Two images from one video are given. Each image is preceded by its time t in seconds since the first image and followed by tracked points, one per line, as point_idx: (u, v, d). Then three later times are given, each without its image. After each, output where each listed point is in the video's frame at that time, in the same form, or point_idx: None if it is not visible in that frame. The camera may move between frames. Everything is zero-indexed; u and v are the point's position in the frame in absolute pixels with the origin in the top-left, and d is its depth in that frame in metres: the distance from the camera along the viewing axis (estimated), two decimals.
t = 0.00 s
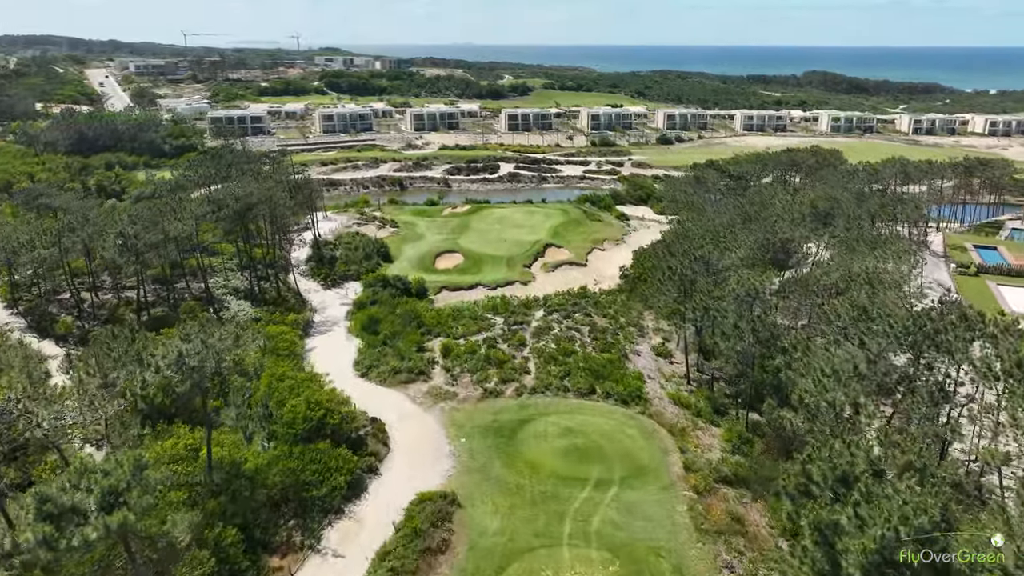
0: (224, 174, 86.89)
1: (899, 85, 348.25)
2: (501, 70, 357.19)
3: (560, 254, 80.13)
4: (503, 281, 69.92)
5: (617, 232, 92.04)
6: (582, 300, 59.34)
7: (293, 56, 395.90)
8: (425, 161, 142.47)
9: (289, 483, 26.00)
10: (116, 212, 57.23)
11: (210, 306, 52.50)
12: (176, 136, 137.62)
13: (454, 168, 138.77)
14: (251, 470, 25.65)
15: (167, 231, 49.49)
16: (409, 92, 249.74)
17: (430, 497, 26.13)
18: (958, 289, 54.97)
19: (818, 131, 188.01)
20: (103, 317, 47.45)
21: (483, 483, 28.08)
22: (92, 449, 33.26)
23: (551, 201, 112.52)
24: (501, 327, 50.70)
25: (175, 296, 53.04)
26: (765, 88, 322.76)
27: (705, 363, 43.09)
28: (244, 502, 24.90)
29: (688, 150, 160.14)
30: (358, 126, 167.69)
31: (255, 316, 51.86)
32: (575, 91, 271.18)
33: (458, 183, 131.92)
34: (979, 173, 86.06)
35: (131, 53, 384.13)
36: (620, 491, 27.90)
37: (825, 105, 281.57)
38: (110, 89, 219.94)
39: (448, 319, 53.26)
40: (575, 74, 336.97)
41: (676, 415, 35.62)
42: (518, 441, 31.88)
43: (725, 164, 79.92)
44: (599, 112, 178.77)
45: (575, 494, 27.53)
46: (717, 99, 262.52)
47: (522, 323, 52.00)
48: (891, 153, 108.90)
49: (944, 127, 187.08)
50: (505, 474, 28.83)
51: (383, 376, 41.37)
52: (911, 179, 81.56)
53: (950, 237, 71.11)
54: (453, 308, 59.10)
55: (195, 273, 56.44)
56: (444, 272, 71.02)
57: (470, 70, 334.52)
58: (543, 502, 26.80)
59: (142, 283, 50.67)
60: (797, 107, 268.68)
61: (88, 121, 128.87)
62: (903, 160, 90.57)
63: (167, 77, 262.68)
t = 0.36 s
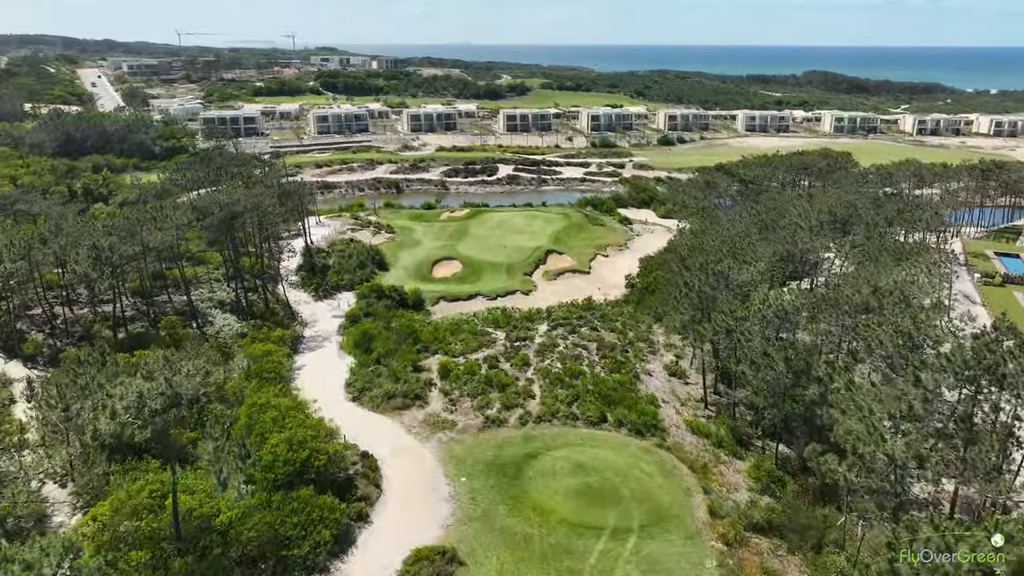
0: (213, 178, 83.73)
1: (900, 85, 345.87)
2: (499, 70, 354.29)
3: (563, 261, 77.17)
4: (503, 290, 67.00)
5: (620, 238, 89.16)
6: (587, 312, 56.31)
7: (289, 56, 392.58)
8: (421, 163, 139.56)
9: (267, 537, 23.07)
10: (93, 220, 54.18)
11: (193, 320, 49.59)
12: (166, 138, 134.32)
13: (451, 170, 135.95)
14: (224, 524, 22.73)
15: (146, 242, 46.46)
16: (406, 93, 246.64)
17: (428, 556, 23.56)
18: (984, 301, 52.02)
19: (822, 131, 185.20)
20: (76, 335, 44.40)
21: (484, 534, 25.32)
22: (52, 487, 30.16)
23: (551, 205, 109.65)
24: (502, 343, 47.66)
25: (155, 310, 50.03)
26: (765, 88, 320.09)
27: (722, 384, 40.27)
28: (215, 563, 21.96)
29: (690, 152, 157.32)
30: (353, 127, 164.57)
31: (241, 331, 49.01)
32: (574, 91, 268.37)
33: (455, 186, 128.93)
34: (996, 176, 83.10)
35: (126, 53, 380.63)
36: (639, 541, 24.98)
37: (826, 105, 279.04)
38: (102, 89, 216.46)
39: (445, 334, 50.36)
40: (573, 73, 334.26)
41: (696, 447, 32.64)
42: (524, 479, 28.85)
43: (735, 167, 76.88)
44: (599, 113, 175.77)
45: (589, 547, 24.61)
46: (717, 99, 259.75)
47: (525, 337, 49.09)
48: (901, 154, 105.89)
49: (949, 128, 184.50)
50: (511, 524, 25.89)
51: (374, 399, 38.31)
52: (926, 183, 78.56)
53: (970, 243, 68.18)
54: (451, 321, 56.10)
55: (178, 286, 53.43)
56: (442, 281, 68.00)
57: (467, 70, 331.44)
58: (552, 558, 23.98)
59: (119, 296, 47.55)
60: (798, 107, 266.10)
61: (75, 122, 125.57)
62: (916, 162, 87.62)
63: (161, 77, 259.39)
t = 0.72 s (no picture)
0: (201, 182, 80.46)
1: (899, 85, 344.04)
2: (496, 70, 351.55)
3: (565, 269, 74.21)
4: (504, 301, 64.05)
5: (623, 243, 86.45)
6: (594, 326, 53.26)
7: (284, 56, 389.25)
8: (418, 165, 136.74)
9: None
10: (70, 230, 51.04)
11: (175, 337, 46.63)
12: (157, 140, 131.04)
13: (449, 173, 133.50)
14: None
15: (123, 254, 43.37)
16: (403, 93, 243.82)
17: None
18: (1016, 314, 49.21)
19: (824, 133, 182.74)
20: (47, 355, 41.31)
21: None
22: (8, 534, 27.09)
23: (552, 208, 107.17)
24: (504, 361, 44.61)
25: (134, 325, 46.96)
26: (764, 88, 317.95)
27: (745, 409, 37.26)
28: None
29: (691, 154, 154.84)
30: (349, 128, 161.57)
31: (226, 349, 46.11)
32: (572, 91, 265.76)
33: (454, 189, 125.91)
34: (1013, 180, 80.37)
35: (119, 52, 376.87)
36: None
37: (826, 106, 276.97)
38: (93, 90, 212.64)
39: (444, 350, 47.48)
40: (571, 74, 332.32)
41: (720, 484, 29.76)
42: (532, 527, 25.93)
43: (744, 172, 73.97)
44: (599, 114, 173.08)
45: None
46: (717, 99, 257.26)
47: (528, 353, 46.21)
48: (912, 157, 103.19)
49: (953, 129, 182.16)
50: None
51: (367, 426, 35.41)
52: (942, 187, 75.79)
53: (990, 251, 65.44)
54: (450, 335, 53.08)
55: (160, 299, 50.40)
56: (440, 291, 64.96)
57: (464, 70, 328.42)
58: None
59: (95, 313, 44.47)
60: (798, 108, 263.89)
61: (63, 122, 121.97)
62: (930, 165, 84.87)
63: (154, 77, 256.02)
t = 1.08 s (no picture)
0: (189, 187, 77.13)
1: (898, 85, 342.29)
2: (493, 70, 348.83)
3: (570, 278, 71.12)
4: (507, 313, 60.96)
5: (628, 250, 83.50)
6: (602, 342, 50.11)
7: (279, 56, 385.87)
8: (415, 168, 133.69)
9: None
10: (42, 241, 47.80)
11: (154, 357, 43.48)
12: (146, 142, 127.57)
13: (447, 175, 131.01)
14: None
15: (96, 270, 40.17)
16: (399, 93, 240.65)
17: None
18: None
19: (827, 134, 180.14)
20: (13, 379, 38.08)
21: None
22: None
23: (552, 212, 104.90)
24: (510, 382, 41.56)
25: (111, 345, 43.80)
26: (763, 88, 315.76)
27: (774, 439, 34.24)
28: None
29: (693, 155, 152.36)
30: (344, 130, 158.29)
31: (211, 370, 43.01)
32: (570, 92, 262.94)
33: (451, 192, 123.88)
34: None
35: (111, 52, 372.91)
36: None
37: (826, 106, 274.83)
38: (83, 90, 208.75)
39: (444, 370, 44.42)
40: (569, 74, 329.63)
41: (754, 533, 26.81)
42: None
43: (756, 176, 70.91)
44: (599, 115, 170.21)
45: None
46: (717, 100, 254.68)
47: (534, 373, 43.12)
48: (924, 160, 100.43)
49: (957, 130, 179.72)
50: None
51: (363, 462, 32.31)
52: (960, 192, 72.88)
53: (1015, 259, 62.53)
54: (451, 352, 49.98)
55: (140, 316, 47.23)
56: (439, 303, 61.84)
57: (461, 70, 325.32)
58: None
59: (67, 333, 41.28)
60: (798, 108, 261.56)
61: (49, 124, 118.39)
62: (945, 168, 82.05)
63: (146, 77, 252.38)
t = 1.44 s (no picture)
0: (176, 193, 73.90)
1: (895, 85, 341.23)
2: (488, 70, 346.46)
3: (575, 287, 68.21)
4: (510, 326, 58.01)
5: (633, 257, 80.77)
6: (614, 359, 47.17)
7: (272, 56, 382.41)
8: (411, 170, 130.81)
9: None
10: (14, 254, 44.68)
11: (133, 380, 40.38)
12: (134, 145, 124.09)
13: (444, 177, 128.25)
14: None
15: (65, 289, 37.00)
16: (394, 94, 237.62)
17: None
18: None
19: (828, 135, 178.11)
20: None
21: None
22: None
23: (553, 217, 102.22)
24: (518, 406, 38.60)
25: (86, 367, 40.68)
26: (760, 89, 314.14)
27: (810, 473, 31.40)
28: None
29: (694, 157, 150.40)
30: (338, 132, 155.16)
31: (196, 393, 39.94)
32: (567, 93, 260.52)
33: (449, 196, 120.88)
34: None
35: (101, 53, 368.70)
36: None
37: (824, 106, 273.29)
38: (70, 91, 204.65)
39: (446, 392, 41.45)
40: (565, 74, 327.35)
41: None
42: None
43: (768, 180, 68.09)
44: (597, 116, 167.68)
45: None
46: (715, 100, 252.78)
47: (544, 395, 40.21)
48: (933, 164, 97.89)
49: (960, 131, 177.91)
50: None
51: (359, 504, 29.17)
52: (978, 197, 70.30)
53: None
54: (453, 371, 46.97)
55: (118, 335, 44.14)
56: (439, 315, 58.85)
57: (456, 71, 322.16)
58: None
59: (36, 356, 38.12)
60: (796, 109, 259.80)
61: (33, 126, 114.81)
62: (960, 171, 79.57)
63: (136, 78, 248.55)
